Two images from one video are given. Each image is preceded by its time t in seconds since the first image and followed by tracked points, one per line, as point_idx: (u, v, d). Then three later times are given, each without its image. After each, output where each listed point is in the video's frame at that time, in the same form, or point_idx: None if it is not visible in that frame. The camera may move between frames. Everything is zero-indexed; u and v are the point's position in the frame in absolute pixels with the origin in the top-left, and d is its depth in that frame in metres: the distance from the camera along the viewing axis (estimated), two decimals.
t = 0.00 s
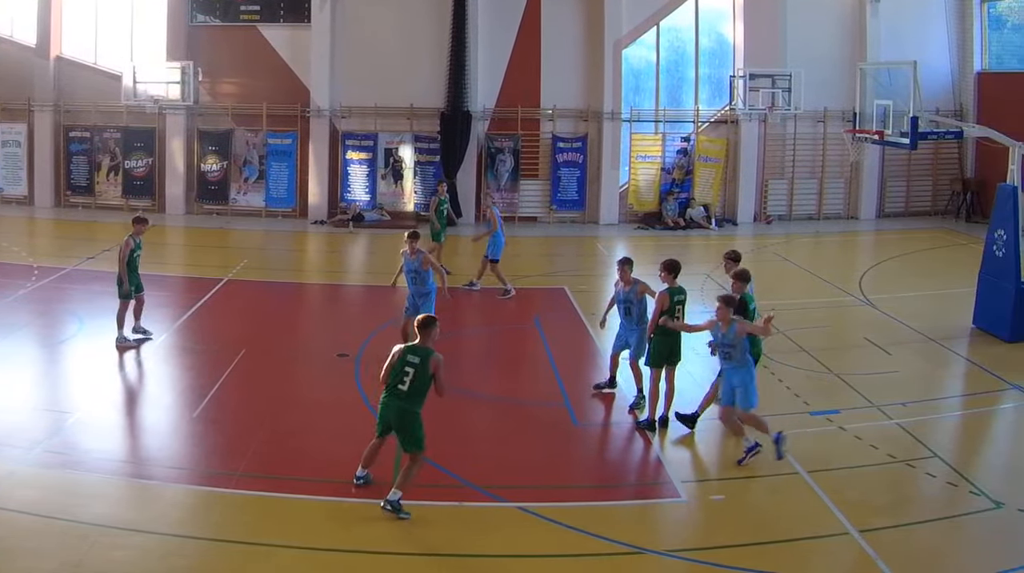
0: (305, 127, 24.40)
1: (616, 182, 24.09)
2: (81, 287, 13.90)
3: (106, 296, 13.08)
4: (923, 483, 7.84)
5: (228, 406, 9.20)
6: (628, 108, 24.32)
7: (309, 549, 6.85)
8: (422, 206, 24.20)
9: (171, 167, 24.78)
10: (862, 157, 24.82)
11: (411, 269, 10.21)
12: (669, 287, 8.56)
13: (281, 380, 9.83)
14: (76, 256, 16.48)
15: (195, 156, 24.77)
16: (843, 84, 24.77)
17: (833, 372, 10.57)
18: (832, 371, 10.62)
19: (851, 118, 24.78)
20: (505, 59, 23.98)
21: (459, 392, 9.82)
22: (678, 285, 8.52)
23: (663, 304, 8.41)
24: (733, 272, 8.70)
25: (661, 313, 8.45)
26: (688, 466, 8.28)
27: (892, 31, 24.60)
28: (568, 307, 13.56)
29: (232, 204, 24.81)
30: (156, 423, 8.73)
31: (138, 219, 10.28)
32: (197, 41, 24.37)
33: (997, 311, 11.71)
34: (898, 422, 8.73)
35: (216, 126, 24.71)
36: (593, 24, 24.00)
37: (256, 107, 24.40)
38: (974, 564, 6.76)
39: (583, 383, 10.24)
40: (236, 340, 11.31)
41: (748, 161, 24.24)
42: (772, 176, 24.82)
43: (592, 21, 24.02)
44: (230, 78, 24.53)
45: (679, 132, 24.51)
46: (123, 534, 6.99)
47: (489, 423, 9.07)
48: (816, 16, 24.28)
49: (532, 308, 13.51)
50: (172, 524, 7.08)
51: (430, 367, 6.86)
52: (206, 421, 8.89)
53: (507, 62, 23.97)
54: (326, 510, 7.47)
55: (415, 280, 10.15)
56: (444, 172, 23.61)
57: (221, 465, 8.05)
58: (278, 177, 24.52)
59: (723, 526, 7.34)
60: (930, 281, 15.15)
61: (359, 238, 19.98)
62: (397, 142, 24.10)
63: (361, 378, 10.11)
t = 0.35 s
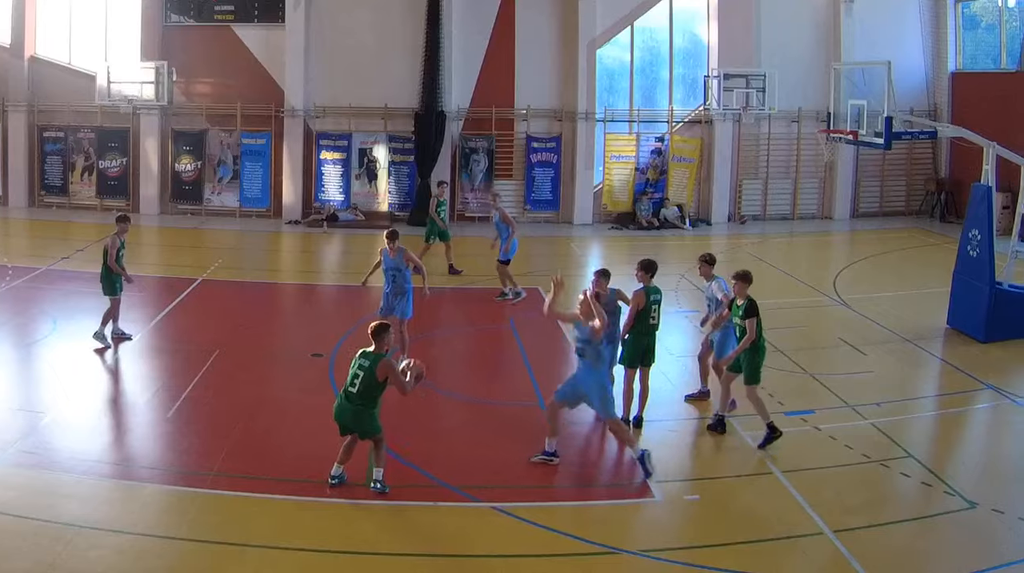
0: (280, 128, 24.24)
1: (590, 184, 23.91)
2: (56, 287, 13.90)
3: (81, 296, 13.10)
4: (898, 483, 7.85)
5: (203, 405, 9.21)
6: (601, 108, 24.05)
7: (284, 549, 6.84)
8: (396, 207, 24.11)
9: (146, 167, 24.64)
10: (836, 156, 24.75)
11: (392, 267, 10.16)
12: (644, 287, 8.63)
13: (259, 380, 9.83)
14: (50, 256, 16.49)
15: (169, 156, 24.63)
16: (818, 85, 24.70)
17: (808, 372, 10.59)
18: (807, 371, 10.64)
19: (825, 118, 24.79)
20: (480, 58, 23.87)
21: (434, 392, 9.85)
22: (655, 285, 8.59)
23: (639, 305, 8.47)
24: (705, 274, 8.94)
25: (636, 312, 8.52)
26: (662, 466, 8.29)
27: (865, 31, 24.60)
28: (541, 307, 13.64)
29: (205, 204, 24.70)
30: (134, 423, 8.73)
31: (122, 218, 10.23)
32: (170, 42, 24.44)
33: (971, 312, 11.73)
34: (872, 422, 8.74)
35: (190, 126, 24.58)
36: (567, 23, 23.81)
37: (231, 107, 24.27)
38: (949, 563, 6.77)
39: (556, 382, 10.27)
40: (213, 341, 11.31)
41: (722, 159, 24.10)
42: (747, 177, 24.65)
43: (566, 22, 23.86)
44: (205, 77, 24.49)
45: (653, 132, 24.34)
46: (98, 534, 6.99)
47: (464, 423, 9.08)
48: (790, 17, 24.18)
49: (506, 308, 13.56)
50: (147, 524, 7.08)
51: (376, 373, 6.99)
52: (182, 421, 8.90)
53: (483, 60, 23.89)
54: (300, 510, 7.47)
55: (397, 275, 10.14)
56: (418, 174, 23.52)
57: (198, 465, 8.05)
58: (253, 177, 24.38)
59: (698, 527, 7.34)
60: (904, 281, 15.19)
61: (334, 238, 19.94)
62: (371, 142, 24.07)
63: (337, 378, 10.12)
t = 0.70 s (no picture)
0: (256, 128, 23.59)
1: (566, 183, 23.48)
2: (32, 288, 13.86)
3: (57, 297, 13.08)
4: (873, 483, 7.86)
5: (179, 405, 9.21)
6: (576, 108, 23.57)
7: (260, 549, 6.85)
8: (371, 207, 23.44)
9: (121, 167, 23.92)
10: (811, 156, 24.54)
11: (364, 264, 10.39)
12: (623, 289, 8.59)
13: (235, 380, 9.85)
14: (26, 256, 16.44)
15: (145, 155, 23.91)
16: (793, 83, 24.55)
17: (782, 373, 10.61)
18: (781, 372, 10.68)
19: (800, 118, 24.62)
20: (453, 58, 23.30)
21: (406, 391, 9.89)
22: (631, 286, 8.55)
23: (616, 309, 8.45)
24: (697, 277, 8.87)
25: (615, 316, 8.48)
26: (639, 466, 8.30)
27: (841, 32, 24.40)
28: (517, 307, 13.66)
29: (182, 204, 24.00)
30: (110, 423, 8.73)
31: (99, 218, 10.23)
32: (146, 43, 23.77)
33: (945, 312, 11.78)
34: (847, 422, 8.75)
35: (166, 126, 23.86)
36: (543, 22, 23.35)
37: (206, 107, 23.58)
38: (925, 563, 6.77)
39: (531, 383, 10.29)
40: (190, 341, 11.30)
41: (698, 162, 23.81)
42: (722, 176, 24.39)
43: (540, 20, 23.40)
44: (181, 77, 23.80)
45: (629, 132, 23.91)
46: (73, 534, 6.99)
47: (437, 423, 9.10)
48: (765, 16, 23.98)
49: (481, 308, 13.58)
50: (122, 524, 7.08)
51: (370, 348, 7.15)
52: (156, 421, 8.91)
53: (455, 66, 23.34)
54: (276, 510, 7.47)
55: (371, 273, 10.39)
56: (394, 174, 22.93)
57: (173, 465, 8.05)
58: (228, 176, 23.72)
59: (674, 527, 7.34)
60: (879, 281, 15.23)
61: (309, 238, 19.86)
62: (347, 142, 23.36)
63: (313, 379, 10.12)
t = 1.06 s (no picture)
0: (229, 128, 23.21)
1: (540, 183, 23.13)
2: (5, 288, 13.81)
3: (31, 298, 13.05)
4: (848, 483, 7.87)
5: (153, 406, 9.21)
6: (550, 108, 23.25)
7: (235, 549, 6.84)
8: (346, 207, 23.17)
9: (95, 167, 23.37)
10: (785, 156, 24.33)
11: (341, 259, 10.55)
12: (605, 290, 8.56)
13: (212, 380, 9.85)
14: None
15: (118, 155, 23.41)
16: (767, 84, 24.26)
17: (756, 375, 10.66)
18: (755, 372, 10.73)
19: (774, 118, 24.34)
20: (429, 56, 23.02)
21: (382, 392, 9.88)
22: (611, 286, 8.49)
23: (601, 310, 8.42)
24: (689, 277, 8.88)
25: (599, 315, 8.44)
26: (615, 466, 8.31)
27: (814, 32, 24.15)
28: (491, 306, 13.69)
29: (155, 204, 23.54)
30: (83, 423, 8.73)
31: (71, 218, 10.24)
32: (117, 42, 23.18)
33: (920, 312, 11.84)
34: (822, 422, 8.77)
35: (140, 126, 23.37)
36: (517, 22, 23.00)
37: (179, 107, 23.11)
38: (899, 563, 6.77)
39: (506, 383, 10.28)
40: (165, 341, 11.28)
41: (673, 163, 23.56)
42: (696, 176, 24.15)
43: (515, 20, 23.06)
44: (153, 77, 23.26)
45: (603, 132, 23.60)
46: (48, 534, 6.98)
47: (413, 424, 9.08)
48: (740, 16, 23.68)
49: (456, 307, 13.60)
50: (95, 524, 7.07)
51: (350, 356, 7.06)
52: (130, 421, 8.91)
53: (431, 61, 23.05)
54: (250, 510, 7.47)
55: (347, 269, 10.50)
56: (367, 175, 22.65)
57: (147, 465, 8.05)
58: (202, 176, 23.29)
59: (648, 526, 7.34)
60: (854, 281, 15.29)
61: (283, 238, 19.81)
62: (321, 142, 23.08)
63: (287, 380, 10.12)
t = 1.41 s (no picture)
0: (203, 128, 22.49)
1: (514, 184, 22.69)
2: None
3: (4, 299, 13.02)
4: (822, 483, 7.89)
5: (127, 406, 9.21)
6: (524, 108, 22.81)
7: (209, 549, 6.83)
8: (320, 207, 22.47)
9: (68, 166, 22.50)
10: (760, 156, 24.09)
11: (329, 257, 10.81)
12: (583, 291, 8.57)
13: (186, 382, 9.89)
14: None
15: (92, 155, 22.56)
16: (741, 84, 23.96)
17: (729, 374, 10.72)
18: (728, 372, 10.80)
19: (748, 118, 24.10)
20: (404, 56, 22.37)
21: (357, 391, 9.91)
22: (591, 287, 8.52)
23: (578, 311, 8.44)
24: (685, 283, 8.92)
25: (577, 315, 8.47)
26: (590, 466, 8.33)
27: (790, 31, 23.91)
28: (466, 306, 13.73)
29: (130, 204, 22.75)
30: (56, 424, 8.74)
31: (45, 218, 10.29)
32: (92, 44, 22.30)
33: (895, 312, 12.01)
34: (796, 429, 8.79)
35: (114, 126, 22.53)
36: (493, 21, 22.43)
37: (154, 107, 22.32)
38: (874, 563, 6.77)
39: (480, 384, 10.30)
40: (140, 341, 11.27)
41: (647, 161, 23.27)
42: (670, 176, 23.92)
43: (490, 18, 22.49)
44: (130, 77, 22.40)
45: (578, 132, 23.31)
46: (22, 534, 6.97)
47: (383, 424, 9.09)
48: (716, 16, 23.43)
49: (432, 307, 13.62)
50: (70, 524, 7.06)
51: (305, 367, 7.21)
52: (105, 421, 8.94)
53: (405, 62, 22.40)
54: (225, 509, 7.47)
55: (330, 266, 10.77)
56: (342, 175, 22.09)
57: (121, 465, 8.05)
58: (176, 176, 22.57)
59: (623, 526, 7.34)
60: (828, 281, 15.40)
61: (256, 238, 19.75)
62: (295, 142, 22.36)
63: (263, 381, 10.12)
